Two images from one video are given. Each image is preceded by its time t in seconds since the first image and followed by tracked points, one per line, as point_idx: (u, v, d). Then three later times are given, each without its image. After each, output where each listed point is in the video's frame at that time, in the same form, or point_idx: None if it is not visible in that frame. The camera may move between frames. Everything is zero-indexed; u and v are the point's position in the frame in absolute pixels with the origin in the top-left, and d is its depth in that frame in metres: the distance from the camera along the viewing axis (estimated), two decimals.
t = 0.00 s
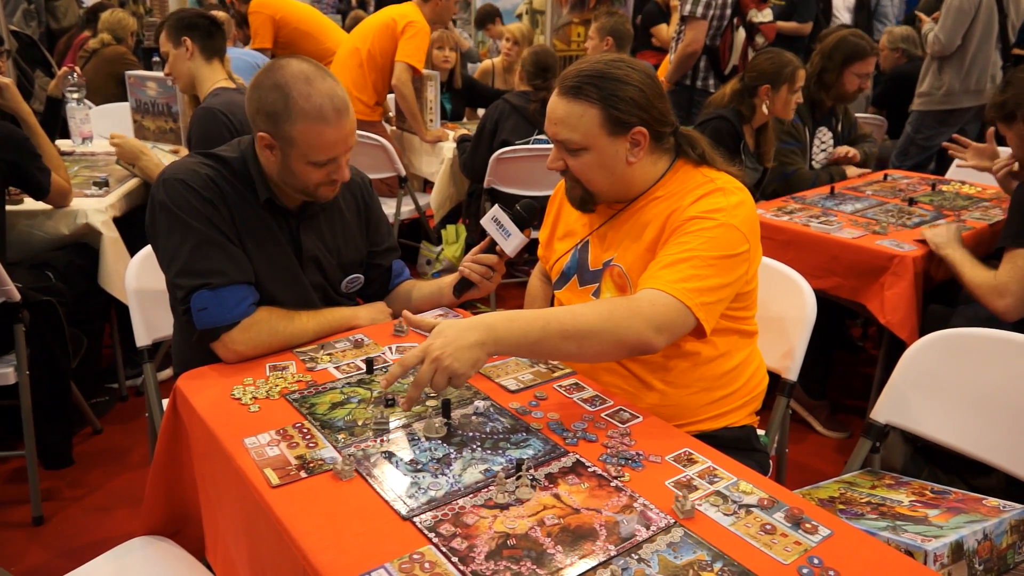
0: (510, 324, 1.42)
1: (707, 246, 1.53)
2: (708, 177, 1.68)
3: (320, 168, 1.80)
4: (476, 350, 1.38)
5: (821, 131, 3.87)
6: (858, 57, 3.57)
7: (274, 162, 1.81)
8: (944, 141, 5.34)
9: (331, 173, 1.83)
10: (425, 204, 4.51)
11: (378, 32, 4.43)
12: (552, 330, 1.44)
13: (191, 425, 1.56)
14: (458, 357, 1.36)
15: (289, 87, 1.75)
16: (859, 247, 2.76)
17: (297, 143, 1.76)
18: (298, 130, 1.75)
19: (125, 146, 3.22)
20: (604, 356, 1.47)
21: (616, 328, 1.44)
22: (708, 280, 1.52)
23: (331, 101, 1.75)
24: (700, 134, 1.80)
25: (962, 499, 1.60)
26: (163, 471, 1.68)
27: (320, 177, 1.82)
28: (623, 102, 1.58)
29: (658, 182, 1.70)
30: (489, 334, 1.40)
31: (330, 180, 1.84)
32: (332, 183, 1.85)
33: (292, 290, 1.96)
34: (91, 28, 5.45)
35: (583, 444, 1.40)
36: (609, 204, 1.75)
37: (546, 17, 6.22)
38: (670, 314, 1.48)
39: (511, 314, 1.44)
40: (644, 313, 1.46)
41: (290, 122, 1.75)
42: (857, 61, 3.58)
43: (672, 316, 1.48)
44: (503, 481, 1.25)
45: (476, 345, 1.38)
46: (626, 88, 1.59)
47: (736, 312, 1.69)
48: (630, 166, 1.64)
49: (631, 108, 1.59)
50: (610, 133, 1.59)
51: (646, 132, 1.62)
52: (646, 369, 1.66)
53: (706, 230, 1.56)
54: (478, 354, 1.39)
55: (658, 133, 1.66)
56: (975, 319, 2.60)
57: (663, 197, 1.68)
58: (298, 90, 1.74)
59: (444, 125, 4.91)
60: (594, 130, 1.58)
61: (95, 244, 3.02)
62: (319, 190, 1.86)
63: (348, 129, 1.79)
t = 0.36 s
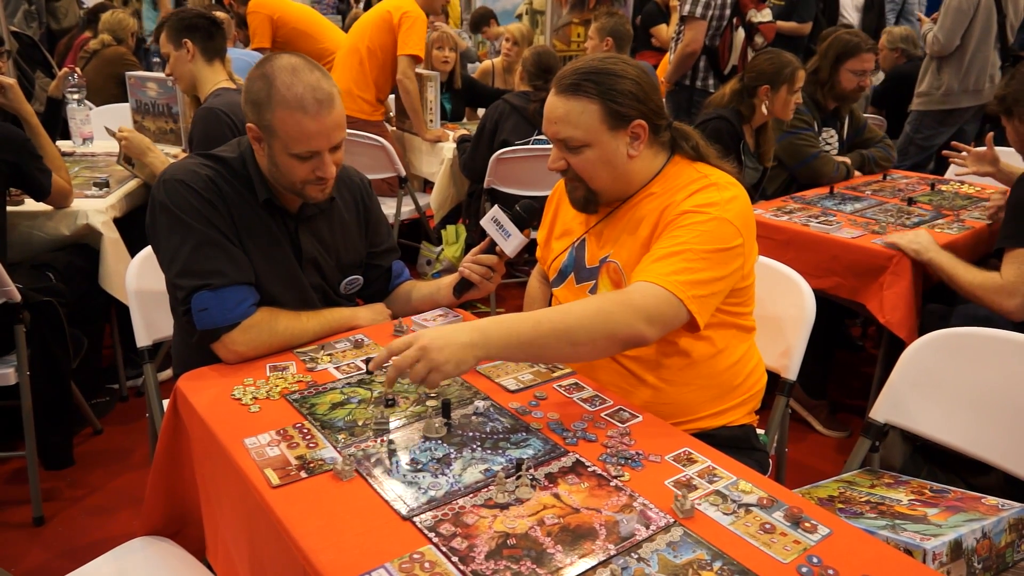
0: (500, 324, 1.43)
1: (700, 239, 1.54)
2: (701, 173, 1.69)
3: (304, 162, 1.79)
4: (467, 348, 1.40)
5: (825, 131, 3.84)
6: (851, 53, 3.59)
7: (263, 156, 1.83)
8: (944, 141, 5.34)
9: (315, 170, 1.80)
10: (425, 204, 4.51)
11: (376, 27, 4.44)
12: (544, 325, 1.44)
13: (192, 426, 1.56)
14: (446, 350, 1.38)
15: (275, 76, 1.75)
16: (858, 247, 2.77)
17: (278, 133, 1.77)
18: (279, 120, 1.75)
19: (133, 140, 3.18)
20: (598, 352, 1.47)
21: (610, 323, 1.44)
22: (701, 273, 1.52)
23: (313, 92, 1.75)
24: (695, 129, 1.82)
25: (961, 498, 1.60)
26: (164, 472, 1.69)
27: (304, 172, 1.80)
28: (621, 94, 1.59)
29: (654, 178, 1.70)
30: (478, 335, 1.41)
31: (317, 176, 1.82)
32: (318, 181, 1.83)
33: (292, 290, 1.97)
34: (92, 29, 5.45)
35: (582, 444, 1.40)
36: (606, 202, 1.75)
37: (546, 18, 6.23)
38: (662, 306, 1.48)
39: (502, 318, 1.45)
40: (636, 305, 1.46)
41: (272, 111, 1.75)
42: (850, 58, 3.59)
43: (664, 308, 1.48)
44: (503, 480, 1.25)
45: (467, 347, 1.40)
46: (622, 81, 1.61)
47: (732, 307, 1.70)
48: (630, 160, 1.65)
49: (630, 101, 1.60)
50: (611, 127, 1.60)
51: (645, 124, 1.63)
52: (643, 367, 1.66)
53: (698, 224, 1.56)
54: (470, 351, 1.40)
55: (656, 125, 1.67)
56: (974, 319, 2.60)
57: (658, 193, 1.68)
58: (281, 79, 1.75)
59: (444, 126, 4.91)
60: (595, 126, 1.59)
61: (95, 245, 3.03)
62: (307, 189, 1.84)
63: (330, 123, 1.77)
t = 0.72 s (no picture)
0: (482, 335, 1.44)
1: (687, 237, 1.53)
2: (695, 171, 1.68)
3: (301, 165, 1.79)
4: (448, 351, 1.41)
5: (833, 134, 3.86)
6: (855, 55, 3.59)
7: (263, 158, 1.83)
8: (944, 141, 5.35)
9: (312, 172, 1.80)
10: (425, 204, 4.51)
11: (380, 29, 4.43)
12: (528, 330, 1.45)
13: (192, 425, 1.56)
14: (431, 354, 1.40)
15: (274, 79, 1.75)
16: (859, 246, 2.76)
17: (276, 136, 1.77)
18: (276, 122, 1.75)
19: (136, 139, 3.19)
20: (585, 354, 1.47)
21: (592, 324, 1.45)
22: (686, 271, 1.51)
23: (310, 97, 1.75)
24: (691, 127, 1.82)
25: (961, 498, 1.60)
26: (164, 471, 1.69)
27: (302, 176, 1.80)
28: (620, 89, 1.60)
29: (648, 176, 1.70)
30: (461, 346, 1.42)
31: (314, 179, 1.81)
32: (316, 184, 1.83)
33: (293, 289, 1.97)
34: (93, 29, 5.45)
35: (582, 444, 1.40)
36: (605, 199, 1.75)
37: (546, 17, 6.24)
38: (646, 305, 1.47)
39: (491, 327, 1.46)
40: (618, 306, 1.46)
41: (271, 114, 1.75)
42: (854, 60, 3.59)
43: (647, 308, 1.47)
44: (503, 480, 1.25)
45: (452, 354, 1.41)
46: (621, 76, 1.61)
47: (727, 306, 1.69)
48: (630, 155, 1.65)
49: (628, 95, 1.61)
50: (609, 122, 1.60)
51: (644, 119, 1.63)
52: (636, 366, 1.66)
53: (686, 222, 1.55)
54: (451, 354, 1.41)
55: (653, 121, 1.67)
56: (975, 318, 2.60)
57: (651, 192, 1.69)
58: (280, 83, 1.75)
59: (445, 125, 4.91)
60: (595, 120, 1.59)
61: (95, 244, 3.02)
62: (304, 191, 1.84)
63: (327, 130, 1.77)
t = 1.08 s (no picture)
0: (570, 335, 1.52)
1: (725, 251, 1.54)
2: (697, 171, 1.69)
3: (301, 164, 1.79)
4: (537, 350, 1.50)
5: (837, 135, 3.87)
6: (858, 56, 3.60)
7: (264, 157, 1.83)
8: (944, 141, 5.35)
9: (313, 171, 1.80)
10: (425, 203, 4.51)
11: (378, 30, 4.43)
12: (614, 344, 1.49)
13: (190, 424, 1.56)
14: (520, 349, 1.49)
15: (273, 78, 1.75)
16: (858, 246, 2.77)
17: (276, 136, 1.77)
18: (276, 121, 1.75)
19: (138, 138, 3.20)
20: (666, 376, 1.49)
21: (677, 348, 1.47)
22: (742, 288, 1.53)
23: (310, 96, 1.74)
24: (687, 125, 1.82)
25: (960, 498, 1.60)
26: (163, 470, 1.69)
27: (302, 175, 1.80)
28: (617, 88, 1.60)
29: (650, 178, 1.70)
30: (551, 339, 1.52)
31: (314, 178, 1.81)
32: (317, 183, 1.83)
33: (292, 288, 1.97)
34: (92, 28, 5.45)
35: (581, 443, 1.40)
36: (604, 199, 1.75)
37: (546, 17, 6.23)
38: (723, 330, 1.49)
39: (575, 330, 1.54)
40: (709, 339, 1.48)
41: (270, 113, 1.75)
42: (858, 62, 3.60)
43: (727, 333, 1.49)
44: (502, 480, 1.25)
45: (541, 347, 1.51)
46: (617, 75, 1.61)
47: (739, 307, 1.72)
48: (627, 155, 1.65)
49: (624, 94, 1.61)
50: (607, 121, 1.60)
51: (641, 117, 1.64)
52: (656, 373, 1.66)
53: (715, 235, 1.56)
54: (540, 353, 1.50)
55: (649, 118, 1.68)
56: (974, 319, 2.60)
57: (657, 195, 1.68)
58: (280, 82, 1.75)
59: (444, 125, 4.91)
60: (592, 119, 1.59)
61: (95, 244, 3.02)
62: (305, 190, 1.83)
63: (327, 127, 1.77)
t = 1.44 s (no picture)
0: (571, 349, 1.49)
1: (729, 256, 1.54)
2: (703, 172, 1.69)
3: (305, 163, 1.79)
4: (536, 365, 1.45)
5: (837, 135, 3.88)
6: (858, 57, 3.60)
7: (265, 158, 1.83)
8: (943, 141, 5.35)
9: (317, 170, 1.80)
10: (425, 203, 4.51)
11: (380, 35, 4.43)
12: (615, 351, 1.48)
13: (190, 425, 1.56)
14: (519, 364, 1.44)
15: (274, 78, 1.75)
16: (857, 247, 2.77)
17: (280, 135, 1.76)
18: (279, 121, 1.75)
19: (135, 139, 3.18)
20: (667, 382, 1.49)
21: (679, 356, 1.46)
22: (743, 293, 1.53)
23: (312, 94, 1.74)
24: (693, 125, 1.83)
25: (959, 499, 1.60)
26: (162, 470, 1.69)
27: (306, 174, 1.80)
28: (628, 87, 1.60)
29: (657, 178, 1.70)
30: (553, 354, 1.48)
31: (319, 177, 1.81)
32: (321, 181, 1.83)
33: (292, 288, 1.97)
34: (91, 28, 5.45)
35: (581, 444, 1.40)
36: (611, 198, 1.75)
37: (546, 17, 6.23)
38: (724, 337, 1.49)
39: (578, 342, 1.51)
40: (710, 343, 1.48)
41: (273, 113, 1.75)
42: (858, 61, 3.60)
43: (725, 339, 1.49)
44: (501, 480, 1.25)
45: (542, 359, 1.46)
46: (628, 73, 1.61)
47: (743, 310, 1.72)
48: (637, 153, 1.65)
49: (635, 92, 1.61)
50: (618, 120, 1.60)
51: (651, 116, 1.64)
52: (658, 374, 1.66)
53: (720, 238, 1.56)
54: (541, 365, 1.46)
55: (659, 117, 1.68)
56: (973, 319, 2.60)
57: (664, 196, 1.68)
58: (281, 81, 1.74)
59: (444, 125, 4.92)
60: (603, 117, 1.59)
61: (94, 244, 3.02)
62: (309, 190, 1.84)
63: (331, 124, 1.77)
